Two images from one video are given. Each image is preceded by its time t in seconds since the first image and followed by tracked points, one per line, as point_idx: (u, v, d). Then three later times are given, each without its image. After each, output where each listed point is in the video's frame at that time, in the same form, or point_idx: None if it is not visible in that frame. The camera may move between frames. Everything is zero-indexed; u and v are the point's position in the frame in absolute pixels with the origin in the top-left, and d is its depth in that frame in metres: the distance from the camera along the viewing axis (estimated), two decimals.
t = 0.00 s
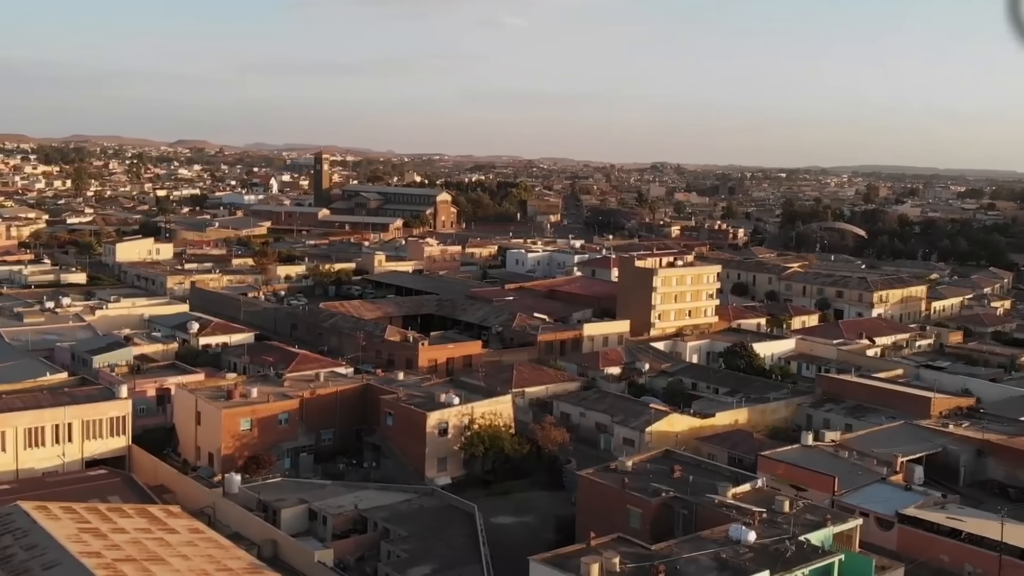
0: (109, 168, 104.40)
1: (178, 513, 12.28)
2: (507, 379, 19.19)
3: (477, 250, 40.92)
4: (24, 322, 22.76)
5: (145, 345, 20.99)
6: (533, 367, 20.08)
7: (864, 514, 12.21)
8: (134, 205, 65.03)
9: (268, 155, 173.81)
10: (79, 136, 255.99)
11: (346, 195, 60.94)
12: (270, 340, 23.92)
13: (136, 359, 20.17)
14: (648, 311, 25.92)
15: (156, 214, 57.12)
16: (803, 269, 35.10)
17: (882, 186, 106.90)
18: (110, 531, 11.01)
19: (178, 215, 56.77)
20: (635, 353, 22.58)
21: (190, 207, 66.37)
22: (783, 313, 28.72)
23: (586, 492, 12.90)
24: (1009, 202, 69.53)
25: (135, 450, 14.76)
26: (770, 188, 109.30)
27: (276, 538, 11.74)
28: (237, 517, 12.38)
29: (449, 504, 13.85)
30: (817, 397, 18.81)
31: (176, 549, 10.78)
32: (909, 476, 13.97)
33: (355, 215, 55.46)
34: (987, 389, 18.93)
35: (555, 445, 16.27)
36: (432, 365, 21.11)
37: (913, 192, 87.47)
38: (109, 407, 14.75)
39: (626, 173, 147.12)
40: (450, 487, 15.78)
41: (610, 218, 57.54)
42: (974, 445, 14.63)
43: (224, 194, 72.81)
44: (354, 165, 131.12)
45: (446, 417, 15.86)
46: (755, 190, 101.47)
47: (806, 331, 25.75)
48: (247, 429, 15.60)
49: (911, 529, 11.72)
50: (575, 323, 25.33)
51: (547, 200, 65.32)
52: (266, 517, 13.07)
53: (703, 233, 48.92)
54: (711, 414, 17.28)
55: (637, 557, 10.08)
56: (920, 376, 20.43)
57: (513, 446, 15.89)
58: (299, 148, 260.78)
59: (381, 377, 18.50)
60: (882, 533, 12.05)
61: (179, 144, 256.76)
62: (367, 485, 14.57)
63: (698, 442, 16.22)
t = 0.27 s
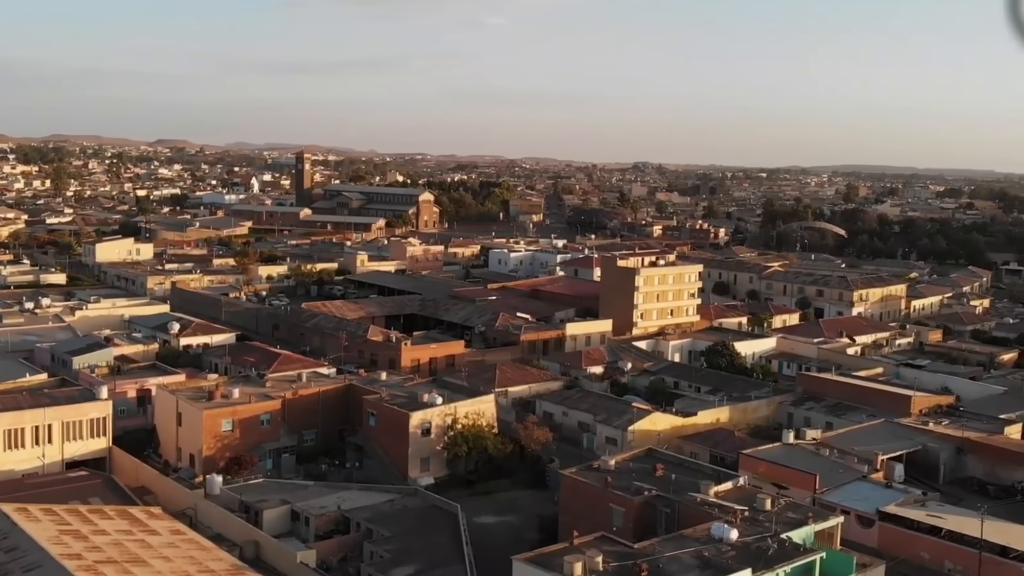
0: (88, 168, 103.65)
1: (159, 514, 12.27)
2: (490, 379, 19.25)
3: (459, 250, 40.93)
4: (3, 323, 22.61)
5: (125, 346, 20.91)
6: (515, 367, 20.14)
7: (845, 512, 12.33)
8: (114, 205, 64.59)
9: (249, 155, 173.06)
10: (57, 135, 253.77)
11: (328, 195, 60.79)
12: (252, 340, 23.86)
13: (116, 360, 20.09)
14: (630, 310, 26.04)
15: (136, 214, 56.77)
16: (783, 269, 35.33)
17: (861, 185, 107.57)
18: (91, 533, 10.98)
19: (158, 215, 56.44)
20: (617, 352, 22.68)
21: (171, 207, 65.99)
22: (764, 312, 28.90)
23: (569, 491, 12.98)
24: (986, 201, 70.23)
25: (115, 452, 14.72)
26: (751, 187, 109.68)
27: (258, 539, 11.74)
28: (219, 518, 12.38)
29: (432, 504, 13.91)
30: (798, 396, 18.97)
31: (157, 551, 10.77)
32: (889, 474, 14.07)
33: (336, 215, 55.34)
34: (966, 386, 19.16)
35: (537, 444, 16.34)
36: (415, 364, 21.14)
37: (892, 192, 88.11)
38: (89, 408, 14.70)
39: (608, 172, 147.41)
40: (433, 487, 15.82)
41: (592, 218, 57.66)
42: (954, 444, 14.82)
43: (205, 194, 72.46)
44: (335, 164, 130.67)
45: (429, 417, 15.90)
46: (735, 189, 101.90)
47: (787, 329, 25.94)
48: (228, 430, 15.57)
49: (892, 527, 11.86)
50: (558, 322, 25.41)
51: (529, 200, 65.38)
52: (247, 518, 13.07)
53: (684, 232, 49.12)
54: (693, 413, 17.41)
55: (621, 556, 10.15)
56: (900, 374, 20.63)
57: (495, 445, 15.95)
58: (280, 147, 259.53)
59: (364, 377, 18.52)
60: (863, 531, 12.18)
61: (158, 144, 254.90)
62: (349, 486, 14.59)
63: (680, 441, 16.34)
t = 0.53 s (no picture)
0: (64, 167, 102.73)
1: (138, 515, 12.25)
2: (470, 378, 19.30)
3: (439, 249, 40.93)
4: None
5: (102, 346, 20.80)
6: (495, 366, 20.21)
7: (823, 509, 12.42)
8: (90, 205, 64.07)
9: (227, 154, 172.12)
10: (31, 134, 251.12)
11: (307, 194, 60.59)
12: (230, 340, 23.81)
13: (93, 361, 19.99)
14: (610, 309, 26.17)
15: (113, 214, 56.37)
16: (761, 267, 35.59)
17: (838, 185, 108.35)
18: (68, 534, 10.96)
19: (135, 214, 56.07)
20: (598, 351, 22.79)
21: (148, 206, 65.55)
22: (742, 310, 29.11)
23: (549, 489, 13.05)
24: (961, 200, 71.00)
25: (93, 453, 14.67)
26: (729, 186, 110.25)
27: (237, 539, 11.75)
28: (198, 518, 12.38)
29: (412, 503, 13.96)
30: (776, 393, 19.13)
31: (135, 552, 10.76)
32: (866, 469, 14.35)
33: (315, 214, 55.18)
34: (942, 384, 19.39)
35: (518, 443, 16.42)
36: (395, 364, 21.17)
37: (869, 191, 88.79)
38: (67, 408, 14.63)
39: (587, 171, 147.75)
40: (413, 486, 15.87)
41: (572, 216, 57.78)
42: (930, 441, 14.98)
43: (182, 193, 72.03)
44: (314, 163, 130.20)
45: (409, 417, 15.94)
46: (714, 188, 102.39)
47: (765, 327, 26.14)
48: (207, 431, 15.54)
49: (870, 523, 11.88)
50: (538, 321, 25.49)
51: (508, 199, 65.45)
52: (226, 519, 13.06)
53: (663, 231, 49.35)
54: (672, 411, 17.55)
55: (600, 554, 10.22)
56: (877, 371, 20.85)
57: (475, 444, 16.03)
58: (259, 146, 258.03)
59: (344, 377, 18.53)
60: (841, 528, 12.25)
61: (133, 142, 253.21)
62: (330, 486, 14.61)
63: (659, 439, 16.45)
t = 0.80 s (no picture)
0: (41, 166, 101.90)
1: (117, 517, 12.25)
2: (452, 377, 19.36)
3: (420, 248, 40.93)
4: None
5: (80, 347, 20.71)
6: (477, 365, 20.27)
7: (802, 506, 12.51)
8: (67, 204, 63.60)
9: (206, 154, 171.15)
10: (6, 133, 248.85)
11: (286, 194, 60.41)
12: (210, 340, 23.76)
13: (71, 361, 19.90)
14: (591, 308, 26.29)
15: (90, 214, 56.01)
16: (740, 266, 35.85)
17: (817, 184, 109.22)
18: (47, 536, 10.96)
19: (113, 214, 55.70)
20: (578, 351, 22.89)
21: (126, 205, 65.15)
22: (721, 309, 29.32)
23: (531, 488, 13.14)
24: (937, 199, 71.78)
25: (71, 455, 14.63)
26: (709, 186, 110.86)
27: (218, 541, 11.77)
28: (177, 519, 12.40)
29: (394, 503, 14.03)
30: (756, 391, 19.27)
31: (115, 554, 10.77)
32: (846, 467, 14.48)
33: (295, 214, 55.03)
34: (920, 381, 19.59)
35: (500, 442, 16.51)
36: (376, 364, 21.21)
37: (847, 190, 89.48)
38: (45, 410, 14.59)
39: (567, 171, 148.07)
40: (395, 486, 15.92)
41: (552, 216, 57.91)
42: (908, 438, 15.15)
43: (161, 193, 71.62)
44: (294, 162, 129.69)
45: (391, 417, 15.98)
46: (694, 188, 102.92)
47: (745, 326, 26.33)
48: (186, 431, 15.52)
49: (849, 521, 11.97)
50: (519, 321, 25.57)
51: (489, 198, 65.54)
52: (207, 520, 13.10)
53: (643, 231, 49.58)
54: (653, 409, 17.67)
55: (582, 552, 10.23)
56: (856, 370, 21.05)
57: (457, 443, 16.10)
58: (238, 146, 256.75)
59: (325, 377, 18.53)
60: (820, 525, 12.36)
61: (110, 142, 251.41)
62: (311, 487, 14.62)
63: (640, 437, 16.58)
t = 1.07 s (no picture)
0: (19, 166, 101.08)
1: (97, 518, 12.25)
2: (434, 377, 19.41)
3: (402, 248, 40.93)
4: None
5: (59, 348, 20.62)
6: (459, 365, 20.32)
7: (783, 504, 12.60)
8: (45, 204, 63.16)
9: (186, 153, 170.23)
10: None
11: (268, 194, 60.22)
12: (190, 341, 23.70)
13: (50, 362, 19.81)
14: (573, 307, 26.38)
15: (69, 214, 55.65)
16: (721, 265, 36.07)
17: (797, 184, 109.98)
18: (27, 538, 10.95)
19: (93, 214, 55.35)
20: (561, 350, 22.97)
21: (105, 205, 64.75)
22: (703, 307, 29.47)
23: (513, 487, 13.18)
24: (916, 198, 72.45)
25: (51, 456, 14.59)
26: (690, 185, 111.56)
27: (199, 542, 11.79)
28: (158, 521, 12.40)
29: (376, 503, 14.05)
30: (736, 389, 19.44)
31: (96, 556, 10.76)
32: (825, 465, 14.35)
33: (276, 213, 54.87)
34: (898, 379, 19.78)
35: (482, 442, 16.54)
36: (358, 364, 21.21)
37: (826, 189, 90.13)
38: (24, 411, 14.54)
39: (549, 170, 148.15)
40: (377, 486, 15.98)
41: (534, 215, 58.00)
42: (888, 435, 15.20)
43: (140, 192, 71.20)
44: (275, 162, 129.20)
45: (373, 417, 16.05)
46: (675, 188, 103.37)
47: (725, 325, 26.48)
48: (167, 432, 15.48)
49: (830, 518, 12.07)
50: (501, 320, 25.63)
51: (471, 198, 65.57)
52: (188, 522, 13.14)
53: (625, 230, 49.76)
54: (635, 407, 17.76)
55: (565, 550, 10.22)
56: (836, 368, 21.24)
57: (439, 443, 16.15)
58: (219, 146, 255.44)
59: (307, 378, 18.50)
60: (800, 522, 12.45)
61: (89, 141, 249.59)
62: (292, 487, 14.61)
63: (622, 436, 16.69)
